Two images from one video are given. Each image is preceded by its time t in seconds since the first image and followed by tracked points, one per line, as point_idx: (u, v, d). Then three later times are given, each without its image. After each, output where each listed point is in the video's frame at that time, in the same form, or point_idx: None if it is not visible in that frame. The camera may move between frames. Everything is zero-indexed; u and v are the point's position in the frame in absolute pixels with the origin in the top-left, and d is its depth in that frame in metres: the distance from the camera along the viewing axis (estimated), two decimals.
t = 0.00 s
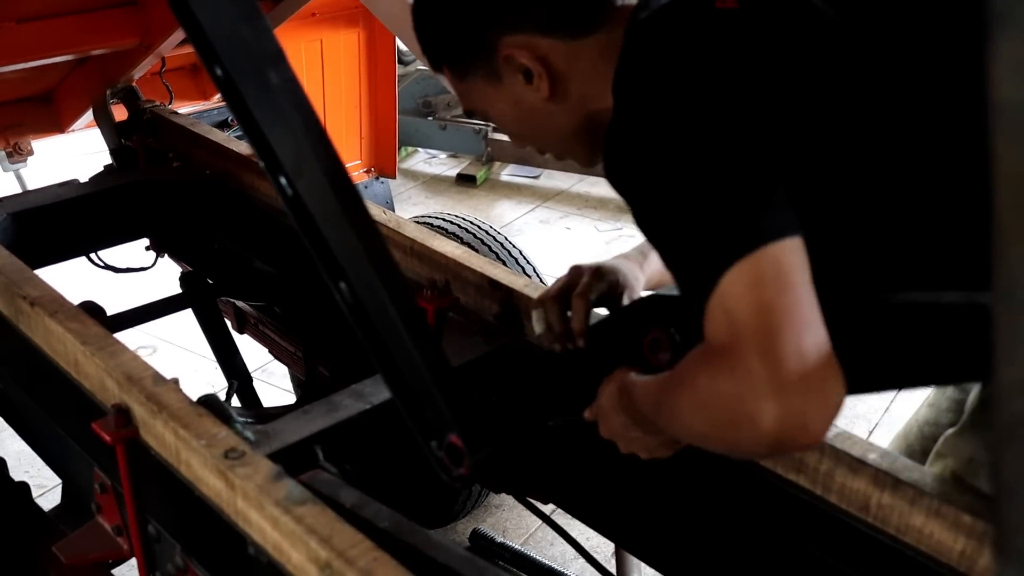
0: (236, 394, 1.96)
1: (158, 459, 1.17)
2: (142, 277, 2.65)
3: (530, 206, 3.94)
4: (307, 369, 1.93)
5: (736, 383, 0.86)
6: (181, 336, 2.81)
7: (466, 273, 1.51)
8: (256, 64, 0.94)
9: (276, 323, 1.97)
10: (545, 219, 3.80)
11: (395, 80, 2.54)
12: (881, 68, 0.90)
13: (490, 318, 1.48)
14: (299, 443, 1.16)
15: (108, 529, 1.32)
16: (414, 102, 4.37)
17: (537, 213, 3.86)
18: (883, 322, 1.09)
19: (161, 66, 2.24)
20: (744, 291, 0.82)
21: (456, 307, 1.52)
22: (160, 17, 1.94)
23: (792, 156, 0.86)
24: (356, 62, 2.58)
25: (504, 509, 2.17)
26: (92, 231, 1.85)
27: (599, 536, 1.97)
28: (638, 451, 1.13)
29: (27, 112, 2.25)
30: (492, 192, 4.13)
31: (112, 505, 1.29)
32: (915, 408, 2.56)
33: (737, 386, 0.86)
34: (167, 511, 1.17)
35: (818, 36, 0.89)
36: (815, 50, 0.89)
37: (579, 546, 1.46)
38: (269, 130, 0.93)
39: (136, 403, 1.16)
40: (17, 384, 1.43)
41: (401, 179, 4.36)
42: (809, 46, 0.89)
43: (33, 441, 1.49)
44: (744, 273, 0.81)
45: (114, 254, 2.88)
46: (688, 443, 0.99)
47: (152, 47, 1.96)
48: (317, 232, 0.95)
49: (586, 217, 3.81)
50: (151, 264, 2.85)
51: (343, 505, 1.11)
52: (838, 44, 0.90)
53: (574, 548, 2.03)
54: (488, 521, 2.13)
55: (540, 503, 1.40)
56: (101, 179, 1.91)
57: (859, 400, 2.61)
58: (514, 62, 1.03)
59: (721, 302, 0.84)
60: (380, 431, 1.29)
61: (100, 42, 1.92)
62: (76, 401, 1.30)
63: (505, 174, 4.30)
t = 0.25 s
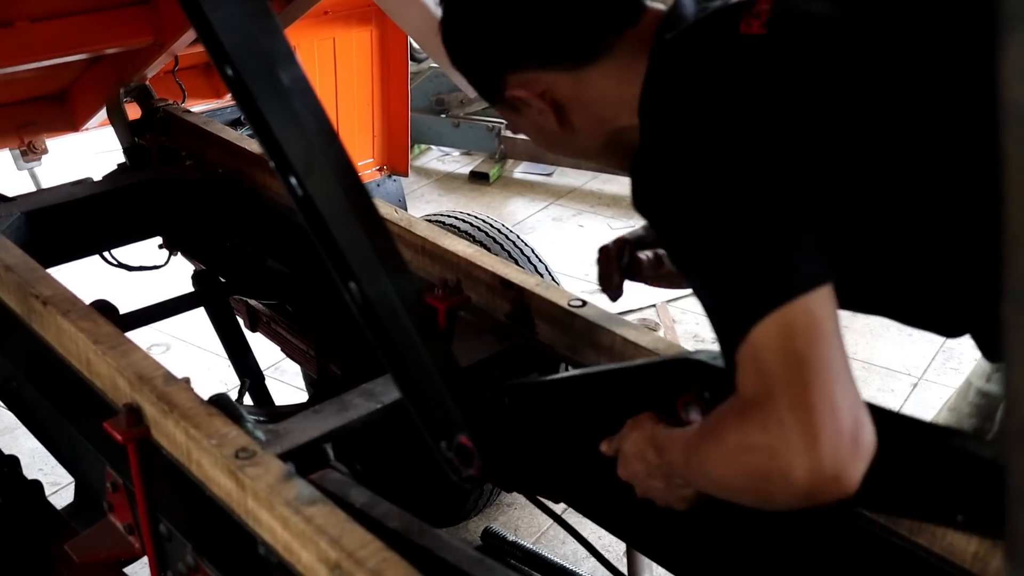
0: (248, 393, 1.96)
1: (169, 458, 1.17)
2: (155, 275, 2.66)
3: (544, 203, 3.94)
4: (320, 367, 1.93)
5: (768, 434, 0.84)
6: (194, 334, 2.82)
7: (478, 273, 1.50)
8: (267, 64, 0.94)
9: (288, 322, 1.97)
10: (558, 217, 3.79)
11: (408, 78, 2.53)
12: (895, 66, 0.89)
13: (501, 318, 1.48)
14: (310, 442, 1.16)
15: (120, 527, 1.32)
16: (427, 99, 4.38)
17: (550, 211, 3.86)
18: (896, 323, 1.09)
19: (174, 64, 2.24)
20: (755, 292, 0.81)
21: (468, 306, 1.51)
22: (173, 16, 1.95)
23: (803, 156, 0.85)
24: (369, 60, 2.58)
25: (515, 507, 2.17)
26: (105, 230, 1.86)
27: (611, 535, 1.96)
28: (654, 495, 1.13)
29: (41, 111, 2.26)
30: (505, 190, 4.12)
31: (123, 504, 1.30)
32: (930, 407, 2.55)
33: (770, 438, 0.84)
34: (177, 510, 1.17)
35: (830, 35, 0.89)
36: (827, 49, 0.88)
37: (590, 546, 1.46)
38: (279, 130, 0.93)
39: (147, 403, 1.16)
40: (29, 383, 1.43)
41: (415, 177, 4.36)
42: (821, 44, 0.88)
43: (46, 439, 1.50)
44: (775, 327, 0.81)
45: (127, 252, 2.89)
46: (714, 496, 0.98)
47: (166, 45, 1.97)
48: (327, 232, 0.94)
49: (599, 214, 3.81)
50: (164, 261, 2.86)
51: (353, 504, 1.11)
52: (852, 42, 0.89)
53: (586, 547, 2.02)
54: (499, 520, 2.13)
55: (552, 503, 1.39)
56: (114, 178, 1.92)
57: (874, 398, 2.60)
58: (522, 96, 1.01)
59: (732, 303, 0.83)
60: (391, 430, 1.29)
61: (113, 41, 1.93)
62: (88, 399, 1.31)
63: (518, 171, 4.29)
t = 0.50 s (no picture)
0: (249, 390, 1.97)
1: (168, 454, 1.17)
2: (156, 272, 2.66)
3: (544, 201, 3.94)
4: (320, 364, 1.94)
5: (770, 433, 0.87)
6: (195, 331, 2.82)
7: (477, 270, 1.51)
8: (265, 62, 0.94)
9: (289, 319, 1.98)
10: (558, 215, 3.79)
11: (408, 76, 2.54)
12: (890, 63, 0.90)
13: (500, 315, 1.48)
14: (308, 439, 1.17)
15: (119, 523, 1.33)
16: (428, 97, 4.38)
17: (550, 208, 3.86)
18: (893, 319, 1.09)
19: (174, 62, 2.25)
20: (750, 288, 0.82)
21: (467, 303, 1.52)
22: (173, 14, 1.95)
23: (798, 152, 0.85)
24: (369, 58, 2.59)
25: (515, 504, 2.17)
26: (105, 228, 1.86)
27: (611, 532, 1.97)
28: (651, 492, 1.11)
29: (45, 108, 2.27)
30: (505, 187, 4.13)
31: (123, 500, 1.30)
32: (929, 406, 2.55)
33: (774, 441, 0.87)
34: (176, 506, 1.18)
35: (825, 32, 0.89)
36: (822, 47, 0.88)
37: (589, 542, 1.46)
38: (277, 127, 0.93)
39: (147, 399, 1.17)
40: (28, 380, 1.43)
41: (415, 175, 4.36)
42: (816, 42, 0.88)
43: (46, 436, 1.50)
44: (786, 329, 0.84)
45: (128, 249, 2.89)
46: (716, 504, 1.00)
47: (166, 43, 1.98)
48: (325, 227, 0.94)
49: (600, 212, 3.81)
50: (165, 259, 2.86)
51: (351, 499, 1.12)
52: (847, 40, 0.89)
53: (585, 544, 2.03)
54: (499, 516, 2.13)
55: (550, 499, 1.40)
56: (114, 175, 1.92)
57: (873, 395, 2.60)
58: (559, 142, 1.09)
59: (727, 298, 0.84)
60: (389, 426, 1.29)
61: (114, 39, 1.93)
62: (88, 396, 1.31)
63: (519, 169, 4.30)
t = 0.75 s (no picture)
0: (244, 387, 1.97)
1: (163, 450, 1.18)
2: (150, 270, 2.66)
3: (539, 198, 3.95)
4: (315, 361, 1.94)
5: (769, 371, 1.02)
6: (189, 329, 2.82)
7: (471, 266, 1.51)
8: (259, 58, 0.95)
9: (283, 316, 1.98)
10: (553, 212, 3.80)
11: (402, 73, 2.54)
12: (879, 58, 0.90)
13: (494, 310, 1.49)
14: (302, 434, 1.17)
15: (114, 519, 1.33)
16: (423, 95, 4.39)
17: (545, 206, 3.87)
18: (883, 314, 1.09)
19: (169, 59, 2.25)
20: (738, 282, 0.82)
21: (461, 299, 1.52)
22: (168, 12, 1.95)
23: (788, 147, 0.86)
24: (364, 55, 2.59)
25: (510, 500, 2.18)
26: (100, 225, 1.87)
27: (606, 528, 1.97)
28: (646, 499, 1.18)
29: (38, 106, 2.27)
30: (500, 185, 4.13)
31: (118, 496, 1.30)
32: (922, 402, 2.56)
33: (763, 401, 1.03)
34: (171, 502, 1.18)
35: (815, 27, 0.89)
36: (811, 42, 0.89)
37: (584, 537, 1.47)
38: (271, 124, 0.93)
39: (141, 394, 1.17)
40: (23, 376, 1.44)
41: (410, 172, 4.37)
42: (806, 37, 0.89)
43: (42, 433, 1.50)
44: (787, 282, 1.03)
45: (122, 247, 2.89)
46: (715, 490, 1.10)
47: (161, 40, 1.98)
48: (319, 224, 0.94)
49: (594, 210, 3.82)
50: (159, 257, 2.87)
51: (346, 494, 1.12)
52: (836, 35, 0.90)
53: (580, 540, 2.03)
54: (494, 513, 2.14)
55: (545, 494, 1.41)
56: (109, 172, 1.93)
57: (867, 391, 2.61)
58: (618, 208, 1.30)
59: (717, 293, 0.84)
60: (383, 422, 1.30)
61: (108, 37, 1.93)
62: (83, 392, 1.31)
63: (514, 167, 4.31)
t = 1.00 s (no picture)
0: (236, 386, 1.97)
1: (155, 449, 1.18)
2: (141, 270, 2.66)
3: (530, 199, 3.95)
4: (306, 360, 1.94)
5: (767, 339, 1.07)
6: (180, 329, 2.82)
7: (462, 265, 1.52)
8: (250, 57, 0.95)
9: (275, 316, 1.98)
10: (544, 212, 3.80)
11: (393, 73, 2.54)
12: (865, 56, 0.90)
13: (485, 310, 1.49)
14: (294, 433, 1.17)
15: (106, 519, 1.33)
16: (413, 95, 4.39)
17: (536, 206, 3.87)
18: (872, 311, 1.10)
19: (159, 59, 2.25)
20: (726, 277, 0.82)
21: (453, 299, 1.52)
22: (159, 12, 1.95)
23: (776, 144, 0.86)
24: (354, 55, 2.59)
25: (502, 500, 2.18)
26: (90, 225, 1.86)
27: (596, 527, 1.98)
28: (652, 508, 1.15)
29: (27, 106, 2.26)
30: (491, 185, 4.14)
31: (109, 495, 1.30)
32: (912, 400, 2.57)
33: (761, 379, 1.05)
34: (163, 502, 1.18)
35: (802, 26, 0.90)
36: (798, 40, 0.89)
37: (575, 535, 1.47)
38: (263, 124, 0.94)
39: (133, 394, 1.17)
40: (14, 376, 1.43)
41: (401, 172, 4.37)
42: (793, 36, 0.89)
43: (33, 433, 1.50)
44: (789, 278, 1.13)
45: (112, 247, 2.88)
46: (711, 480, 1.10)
47: (151, 39, 1.98)
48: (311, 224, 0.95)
49: (585, 210, 3.82)
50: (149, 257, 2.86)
51: (338, 493, 1.12)
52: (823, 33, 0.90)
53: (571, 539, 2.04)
54: (485, 512, 2.14)
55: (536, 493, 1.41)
56: (99, 172, 1.92)
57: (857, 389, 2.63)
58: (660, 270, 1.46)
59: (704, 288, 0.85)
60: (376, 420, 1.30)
61: (98, 37, 1.93)
62: (75, 392, 1.31)
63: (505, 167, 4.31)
